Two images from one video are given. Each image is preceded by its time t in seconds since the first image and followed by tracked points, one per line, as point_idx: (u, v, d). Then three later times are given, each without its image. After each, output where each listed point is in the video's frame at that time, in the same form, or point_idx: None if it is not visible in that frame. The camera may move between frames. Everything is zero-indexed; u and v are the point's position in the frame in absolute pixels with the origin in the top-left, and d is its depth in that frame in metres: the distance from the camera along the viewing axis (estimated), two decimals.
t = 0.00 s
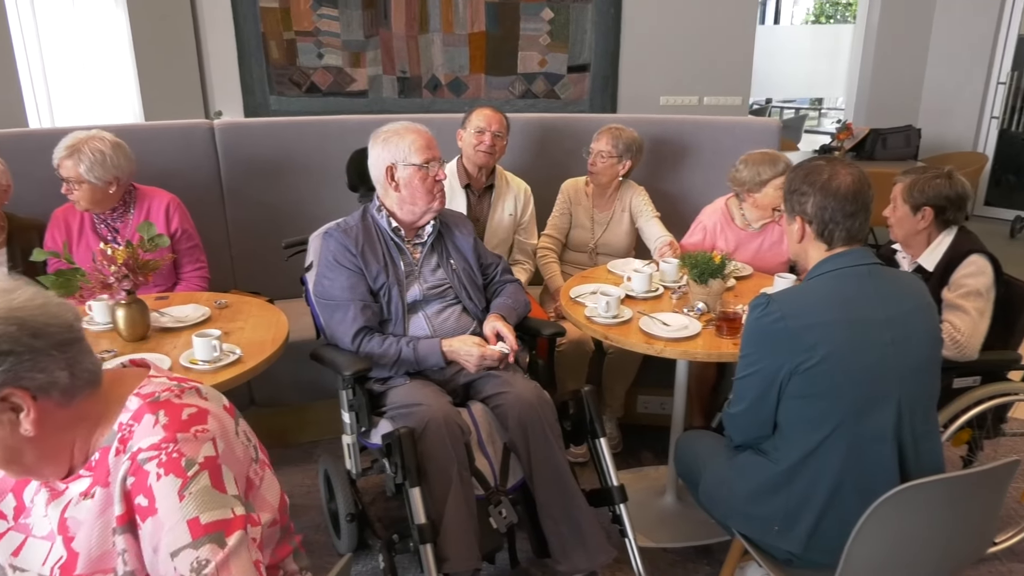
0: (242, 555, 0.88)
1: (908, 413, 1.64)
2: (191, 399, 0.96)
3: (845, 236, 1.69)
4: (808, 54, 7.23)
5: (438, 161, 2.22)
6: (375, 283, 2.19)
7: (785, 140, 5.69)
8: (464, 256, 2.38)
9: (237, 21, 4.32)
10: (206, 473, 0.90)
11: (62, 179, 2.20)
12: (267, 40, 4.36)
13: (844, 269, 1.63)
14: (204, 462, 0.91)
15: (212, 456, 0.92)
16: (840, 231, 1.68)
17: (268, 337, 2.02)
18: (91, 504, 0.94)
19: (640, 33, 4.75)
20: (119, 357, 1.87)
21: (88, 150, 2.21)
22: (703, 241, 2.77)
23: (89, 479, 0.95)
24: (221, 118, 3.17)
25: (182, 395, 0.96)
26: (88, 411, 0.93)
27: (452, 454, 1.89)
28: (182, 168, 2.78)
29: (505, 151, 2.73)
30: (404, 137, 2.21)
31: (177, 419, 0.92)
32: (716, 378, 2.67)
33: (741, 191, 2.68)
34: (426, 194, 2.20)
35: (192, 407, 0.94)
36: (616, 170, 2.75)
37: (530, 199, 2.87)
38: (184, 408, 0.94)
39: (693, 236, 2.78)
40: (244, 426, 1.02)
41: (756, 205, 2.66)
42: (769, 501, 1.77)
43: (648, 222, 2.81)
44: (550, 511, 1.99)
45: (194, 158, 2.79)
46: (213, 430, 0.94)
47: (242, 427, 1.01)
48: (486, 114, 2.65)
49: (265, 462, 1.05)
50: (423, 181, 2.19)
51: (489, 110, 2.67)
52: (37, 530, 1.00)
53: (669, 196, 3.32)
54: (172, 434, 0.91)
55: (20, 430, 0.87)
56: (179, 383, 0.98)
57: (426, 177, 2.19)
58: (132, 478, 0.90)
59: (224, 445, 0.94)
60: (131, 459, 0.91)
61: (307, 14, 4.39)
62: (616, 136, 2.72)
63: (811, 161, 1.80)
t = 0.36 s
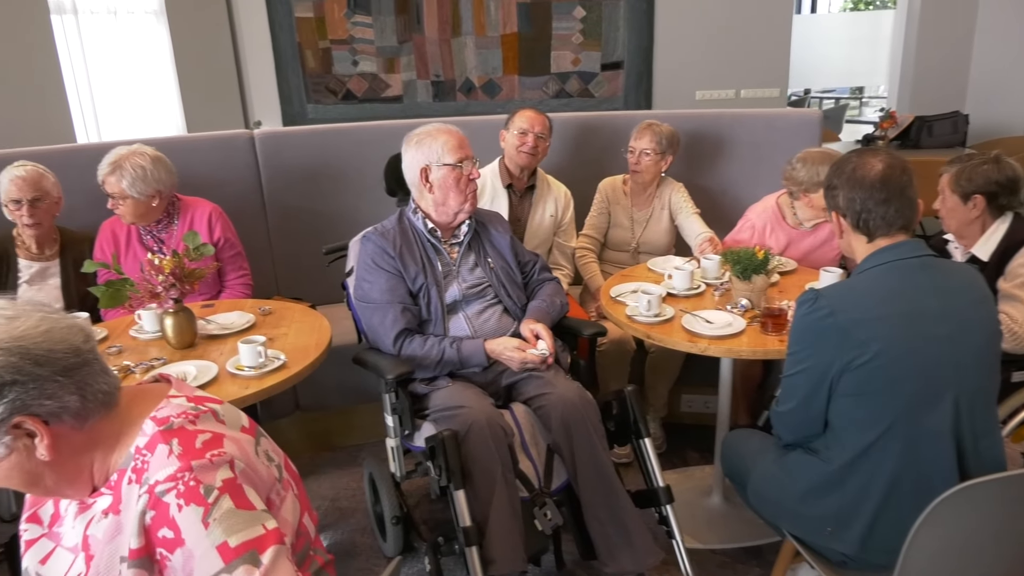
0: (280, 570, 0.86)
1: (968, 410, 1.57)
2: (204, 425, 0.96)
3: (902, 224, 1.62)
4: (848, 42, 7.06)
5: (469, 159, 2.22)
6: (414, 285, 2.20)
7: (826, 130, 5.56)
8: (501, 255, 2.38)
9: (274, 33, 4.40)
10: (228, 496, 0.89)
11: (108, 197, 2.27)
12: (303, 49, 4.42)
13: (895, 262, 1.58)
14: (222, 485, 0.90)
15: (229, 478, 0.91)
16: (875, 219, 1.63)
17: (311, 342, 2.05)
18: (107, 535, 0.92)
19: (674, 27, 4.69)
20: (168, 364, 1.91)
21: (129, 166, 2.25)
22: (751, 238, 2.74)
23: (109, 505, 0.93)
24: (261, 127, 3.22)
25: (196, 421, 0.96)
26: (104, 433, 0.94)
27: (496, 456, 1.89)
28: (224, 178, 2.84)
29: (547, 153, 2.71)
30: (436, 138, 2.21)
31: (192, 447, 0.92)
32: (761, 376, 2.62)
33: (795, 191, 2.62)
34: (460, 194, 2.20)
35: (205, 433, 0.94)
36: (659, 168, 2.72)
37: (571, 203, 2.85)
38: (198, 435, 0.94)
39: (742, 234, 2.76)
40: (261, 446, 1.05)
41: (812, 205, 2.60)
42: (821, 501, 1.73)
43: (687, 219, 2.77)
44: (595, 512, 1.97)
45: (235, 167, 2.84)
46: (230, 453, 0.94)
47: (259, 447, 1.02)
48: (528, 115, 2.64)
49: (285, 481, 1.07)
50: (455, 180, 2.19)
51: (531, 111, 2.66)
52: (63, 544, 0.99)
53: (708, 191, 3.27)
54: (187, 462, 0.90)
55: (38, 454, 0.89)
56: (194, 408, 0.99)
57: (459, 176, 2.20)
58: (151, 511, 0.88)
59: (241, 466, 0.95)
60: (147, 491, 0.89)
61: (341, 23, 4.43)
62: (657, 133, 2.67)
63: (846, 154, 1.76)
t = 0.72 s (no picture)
0: None
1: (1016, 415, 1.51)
2: (209, 437, 0.95)
3: (936, 217, 1.58)
4: (886, 36, 6.89)
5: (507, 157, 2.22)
6: (447, 283, 2.21)
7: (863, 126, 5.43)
8: (533, 253, 2.38)
9: (308, 34, 4.46)
10: (217, 508, 0.89)
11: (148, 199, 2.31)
12: (336, 49, 4.46)
13: (940, 261, 1.53)
14: (212, 499, 0.90)
15: (222, 490, 0.91)
16: (910, 218, 1.60)
17: (344, 340, 2.06)
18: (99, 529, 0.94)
19: (707, 23, 4.63)
20: (204, 361, 1.94)
21: (168, 167, 2.29)
22: (787, 237, 2.69)
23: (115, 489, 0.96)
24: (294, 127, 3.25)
25: (202, 432, 0.95)
26: (132, 416, 0.98)
27: (528, 456, 1.88)
28: (259, 177, 2.87)
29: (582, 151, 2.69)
30: (474, 135, 2.21)
31: (187, 459, 0.92)
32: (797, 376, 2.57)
33: (835, 190, 2.54)
34: (498, 191, 2.20)
35: (205, 446, 0.93)
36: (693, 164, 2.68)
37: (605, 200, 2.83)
38: (197, 447, 0.93)
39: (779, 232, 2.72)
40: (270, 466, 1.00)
41: (852, 202, 2.51)
42: (860, 505, 1.69)
43: (719, 215, 2.73)
44: (628, 513, 1.95)
45: (270, 167, 2.88)
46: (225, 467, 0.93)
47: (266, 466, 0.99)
48: (565, 112, 2.63)
49: (286, 512, 1.01)
50: (495, 177, 2.19)
51: (566, 108, 2.65)
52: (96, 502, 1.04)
53: (744, 189, 3.22)
54: (179, 475, 0.90)
55: (65, 418, 0.95)
56: (207, 417, 0.97)
57: (498, 173, 2.19)
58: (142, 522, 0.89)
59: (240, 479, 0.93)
60: (139, 498, 0.91)
61: (373, 23, 4.45)
62: (692, 131, 2.64)
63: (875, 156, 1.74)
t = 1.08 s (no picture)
0: None
1: None
2: (183, 453, 0.92)
3: (970, 219, 1.55)
4: (916, 34, 6.77)
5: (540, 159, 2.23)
6: (473, 280, 2.21)
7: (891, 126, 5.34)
8: (560, 254, 2.37)
9: (334, 32, 4.47)
10: (144, 545, 0.88)
11: (180, 195, 2.33)
12: (361, 46, 4.46)
13: (975, 263, 1.50)
14: (144, 531, 0.88)
15: (157, 525, 0.88)
16: (943, 218, 1.57)
17: (367, 337, 2.07)
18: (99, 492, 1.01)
19: (733, 21, 4.58)
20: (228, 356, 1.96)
21: (199, 164, 2.31)
22: (814, 238, 2.65)
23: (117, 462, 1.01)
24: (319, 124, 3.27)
25: (180, 444, 0.93)
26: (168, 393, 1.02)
27: (549, 457, 1.87)
28: (284, 173, 2.89)
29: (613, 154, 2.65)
30: (510, 134, 2.21)
31: (145, 475, 0.90)
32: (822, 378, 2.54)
33: (861, 188, 2.50)
34: (529, 193, 2.21)
35: (166, 466, 0.91)
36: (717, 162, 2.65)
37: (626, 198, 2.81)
38: (160, 464, 0.91)
39: (802, 232, 2.67)
40: (240, 497, 0.94)
41: (878, 202, 2.48)
42: (887, 511, 1.66)
43: (744, 216, 2.71)
44: (649, 515, 1.94)
45: (295, 163, 2.90)
46: (172, 498, 0.89)
47: (232, 498, 0.93)
48: (590, 111, 2.60)
49: (249, 546, 0.95)
50: (529, 178, 2.20)
51: (599, 109, 2.61)
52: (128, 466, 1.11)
53: (770, 189, 3.18)
54: (129, 491, 0.90)
55: (115, 374, 1.01)
56: (198, 427, 0.95)
57: (531, 175, 2.20)
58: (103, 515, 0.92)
59: (183, 515, 0.89)
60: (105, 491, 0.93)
61: (398, 20, 4.46)
62: (718, 127, 2.62)
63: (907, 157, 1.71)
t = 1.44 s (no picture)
0: None
1: None
2: (274, 460, 0.93)
3: (1005, 231, 1.52)
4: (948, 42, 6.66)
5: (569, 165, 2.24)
6: (499, 284, 2.20)
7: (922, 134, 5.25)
8: (587, 260, 2.36)
9: (362, 36, 4.51)
10: (245, 560, 0.88)
11: (209, 195, 2.36)
12: (388, 50, 4.50)
13: (1009, 276, 1.47)
14: (245, 546, 0.88)
15: (259, 540, 0.89)
16: (977, 230, 1.54)
17: (391, 340, 2.07)
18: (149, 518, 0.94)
19: (761, 27, 4.54)
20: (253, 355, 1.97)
21: (229, 164, 2.34)
22: (841, 248, 2.61)
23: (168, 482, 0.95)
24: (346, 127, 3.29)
25: (268, 452, 0.94)
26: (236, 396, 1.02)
27: (573, 462, 1.86)
28: (311, 176, 2.91)
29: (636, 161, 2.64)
30: (540, 140, 2.22)
31: (244, 487, 0.90)
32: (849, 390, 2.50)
33: (890, 199, 2.46)
34: (557, 199, 2.21)
35: (266, 475, 0.91)
36: (741, 169, 2.62)
37: (652, 205, 2.80)
38: (257, 474, 0.91)
39: (830, 244, 2.64)
40: (325, 497, 0.98)
41: (906, 213, 2.43)
42: (916, 528, 1.62)
43: (770, 225, 2.68)
44: (672, 525, 1.92)
45: (322, 165, 2.92)
46: (274, 509, 0.90)
47: (319, 497, 0.97)
48: (620, 120, 2.59)
49: (335, 542, 0.99)
50: (560, 183, 2.21)
51: (625, 118, 2.61)
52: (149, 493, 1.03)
53: (798, 197, 3.15)
54: (228, 507, 0.88)
55: (191, 382, 0.98)
56: (272, 433, 0.96)
57: (561, 181, 2.20)
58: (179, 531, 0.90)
59: (283, 526, 0.91)
60: (188, 509, 0.90)
61: (425, 24, 4.49)
62: (737, 135, 2.59)
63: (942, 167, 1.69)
